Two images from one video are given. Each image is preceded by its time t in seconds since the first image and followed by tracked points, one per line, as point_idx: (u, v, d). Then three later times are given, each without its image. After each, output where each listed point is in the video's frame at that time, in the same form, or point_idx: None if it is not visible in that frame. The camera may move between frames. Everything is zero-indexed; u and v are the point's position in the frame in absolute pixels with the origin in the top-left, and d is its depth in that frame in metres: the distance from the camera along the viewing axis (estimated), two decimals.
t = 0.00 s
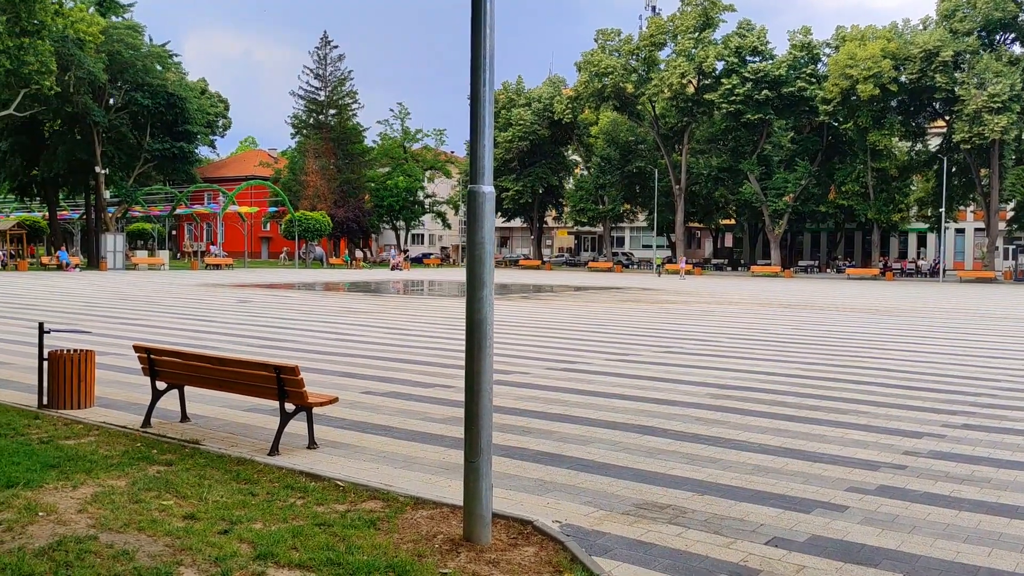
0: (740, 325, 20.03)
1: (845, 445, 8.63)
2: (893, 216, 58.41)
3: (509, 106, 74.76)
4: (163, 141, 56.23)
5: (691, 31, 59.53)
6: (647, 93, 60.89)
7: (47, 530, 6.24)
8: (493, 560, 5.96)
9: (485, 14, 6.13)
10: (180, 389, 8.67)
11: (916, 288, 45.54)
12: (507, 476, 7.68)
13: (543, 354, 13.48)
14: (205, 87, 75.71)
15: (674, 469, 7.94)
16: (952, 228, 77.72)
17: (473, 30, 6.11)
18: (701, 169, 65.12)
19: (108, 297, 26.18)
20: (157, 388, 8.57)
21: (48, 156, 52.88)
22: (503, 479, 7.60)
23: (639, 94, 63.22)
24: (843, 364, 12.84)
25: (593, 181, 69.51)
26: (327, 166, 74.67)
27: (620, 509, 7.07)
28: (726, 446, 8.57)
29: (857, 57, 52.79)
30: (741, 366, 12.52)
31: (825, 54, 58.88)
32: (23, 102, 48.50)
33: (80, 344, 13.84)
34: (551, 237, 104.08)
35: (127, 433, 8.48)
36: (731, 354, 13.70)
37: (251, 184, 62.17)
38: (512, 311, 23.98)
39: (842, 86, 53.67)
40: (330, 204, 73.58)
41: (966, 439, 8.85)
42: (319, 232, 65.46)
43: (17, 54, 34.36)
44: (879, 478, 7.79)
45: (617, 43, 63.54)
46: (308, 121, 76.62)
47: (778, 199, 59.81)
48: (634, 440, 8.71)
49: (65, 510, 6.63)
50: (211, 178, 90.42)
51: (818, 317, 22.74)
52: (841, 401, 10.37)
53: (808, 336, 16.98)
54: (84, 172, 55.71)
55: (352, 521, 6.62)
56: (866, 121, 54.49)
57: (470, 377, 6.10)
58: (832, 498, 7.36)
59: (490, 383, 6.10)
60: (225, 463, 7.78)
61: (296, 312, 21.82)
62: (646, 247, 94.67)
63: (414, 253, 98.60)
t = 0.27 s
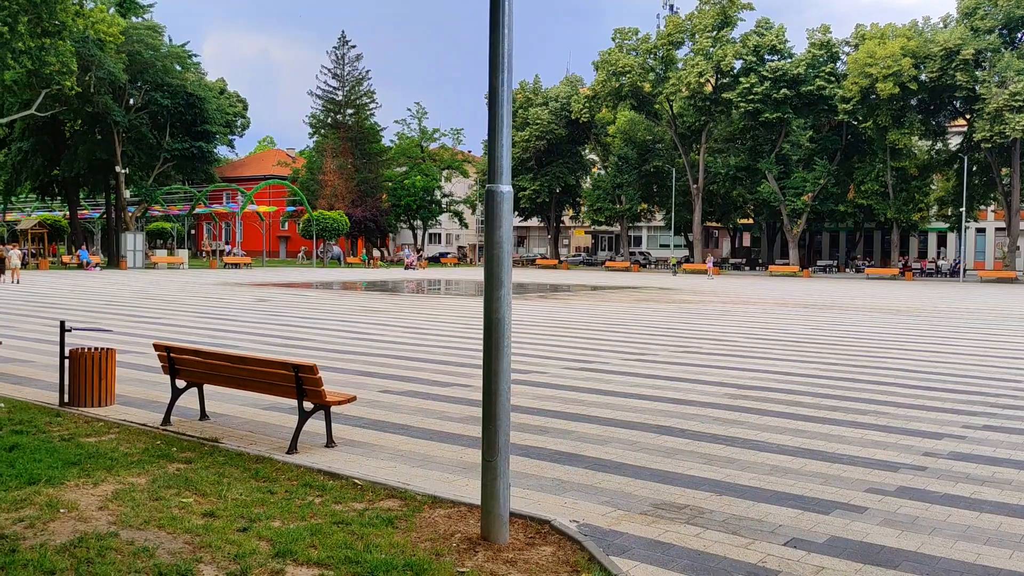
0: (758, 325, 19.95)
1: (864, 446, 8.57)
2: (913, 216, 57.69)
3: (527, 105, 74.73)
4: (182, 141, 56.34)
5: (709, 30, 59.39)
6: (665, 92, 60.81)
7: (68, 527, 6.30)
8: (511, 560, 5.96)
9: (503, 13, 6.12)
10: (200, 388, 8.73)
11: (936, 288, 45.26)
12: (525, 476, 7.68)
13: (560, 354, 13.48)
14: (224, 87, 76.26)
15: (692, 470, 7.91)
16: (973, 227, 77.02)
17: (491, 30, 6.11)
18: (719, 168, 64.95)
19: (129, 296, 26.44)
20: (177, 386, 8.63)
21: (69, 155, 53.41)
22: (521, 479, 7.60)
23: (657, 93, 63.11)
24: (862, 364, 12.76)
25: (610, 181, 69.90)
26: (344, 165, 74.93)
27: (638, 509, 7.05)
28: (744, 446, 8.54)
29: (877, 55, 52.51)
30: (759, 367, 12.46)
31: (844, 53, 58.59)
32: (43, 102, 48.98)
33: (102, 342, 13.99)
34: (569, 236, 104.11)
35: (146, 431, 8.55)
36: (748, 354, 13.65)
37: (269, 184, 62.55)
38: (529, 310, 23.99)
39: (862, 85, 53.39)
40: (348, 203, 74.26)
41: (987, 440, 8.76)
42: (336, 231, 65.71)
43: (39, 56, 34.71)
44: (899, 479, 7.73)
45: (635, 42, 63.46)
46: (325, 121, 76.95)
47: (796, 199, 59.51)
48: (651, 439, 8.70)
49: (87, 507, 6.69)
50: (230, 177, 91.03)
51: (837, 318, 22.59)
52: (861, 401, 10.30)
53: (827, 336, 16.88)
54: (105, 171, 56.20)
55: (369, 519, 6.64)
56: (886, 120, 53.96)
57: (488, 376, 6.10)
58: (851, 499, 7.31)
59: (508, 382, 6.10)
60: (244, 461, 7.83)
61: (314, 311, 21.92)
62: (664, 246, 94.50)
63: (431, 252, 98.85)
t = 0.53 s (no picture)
0: (775, 325, 19.86)
1: (882, 447, 8.52)
2: (931, 216, 57.13)
3: (543, 105, 74.70)
4: (200, 141, 56.66)
5: (725, 29, 59.18)
6: (681, 91, 60.65)
7: (87, 524, 6.35)
8: (527, 559, 5.96)
9: (519, 14, 6.10)
10: (217, 386, 8.77)
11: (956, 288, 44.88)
12: (542, 476, 7.68)
13: (575, 353, 13.47)
14: (241, 88, 76.70)
15: (709, 470, 7.89)
16: (993, 227, 76.30)
17: (507, 32, 6.11)
18: (735, 168, 64.72)
19: (148, 296, 26.60)
20: (195, 385, 8.68)
21: (88, 156, 53.85)
22: (537, 479, 7.60)
23: (673, 93, 62.94)
24: (880, 364, 12.68)
25: (626, 181, 69.74)
26: (361, 165, 75.13)
27: (656, 509, 7.04)
28: (762, 447, 8.50)
29: (895, 54, 52.15)
30: (775, 367, 12.41)
31: (862, 51, 58.28)
32: (63, 103, 49.37)
33: (120, 341, 14.09)
34: (585, 236, 104.05)
35: (165, 430, 8.61)
36: (764, 354, 13.61)
37: (285, 184, 62.82)
38: (544, 310, 23.99)
39: (880, 83, 53.06)
40: (364, 203, 74.53)
41: (1007, 442, 8.69)
42: (353, 231, 65.91)
43: (58, 57, 34.98)
44: (918, 481, 7.68)
45: (651, 41, 63.31)
46: (342, 121, 77.36)
47: (813, 198, 59.15)
48: (668, 440, 8.69)
49: (106, 505, 6.75)
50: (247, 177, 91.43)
51: (854, 317, 22.46)
52: (879, 402, 10.24)
53: (844, 336, 16.79)
54: (123, 171, 56.61)
55: (386, 518, 6.66)
56: (904, 119, 53.51)
57: (504, 377, 6.10)
58: (870, 500, 7.27)
59: (524, 383, 6.09)
60: (261, 460, 7.87)
61: (330, 310, 22.03)
62: (680, 246, 94.25)
63: (447, 252, 98.99)
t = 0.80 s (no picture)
0: (790, 325, 19.78)
1: (899, 448, 8.47)
2: (948, 215, 56.74)
3: (557, 105, 74.68)
4: (215, 141, 56.66)
5: (740, 28, 59.00)
6: (696, 91, 60.51)
7: (105, 523, 6.38)
8: (542, 559, 5.95)
9: (535, 13, 6.10)
10: (233, 386, 8.82)
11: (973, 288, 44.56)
12: (557, 476, 7.68)
13: (589, 353, 13.46)
14: (256, 89, 77.09)
15: (724, 470, 7.87)
16: (1011, 226, 75.71)
17: (523, 32, 6.11)
18: (750, 168, 64.53)
19: (164, 296, 26.77)
20: (211, 385, 8.72)
21: (105, 156, 54.15)
22: (553, 479, 7.60)
23: (688, 93, 62.79)
24: (896, 365, 12.60)
25: (640, 181, 69.60)
26: (375, 165, 75.30)
27: (671, 510, 7.02)
28: (778, 448, 8.47)
29: (911, 53, 51.79)
30: (790, 367, 12.36)
31: (878, 50, 57.97)
32: (80, 104, 49.72)
33: (137, 341, 14.18)
34: (599, 236, 103.99)
35: (181, 429, 8.66)
36: (778, 355, 13.56)
37: (300, 185, 63.11)
38: (558, 310, 23.99)
39: (896, 83, 52.72)
40: (379, 203, 74.71)
41: None
42: (367, 231, 66.09)
43: (75, 58, 35.17)
44: (935, 482, 7.63)
45: (665, 41, 63.18)
46: (356, 121, 77.57)
47: (829, 197, 58.91)
48: (683, 440, 8.67)
49: (123, 503, 6.79)
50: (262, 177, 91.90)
51: (870, 318, 22.33)
52: (896, 403, 10.18)
53: (859, 336, 16.70)
54: (140, 172, 56.91)
55: (401, 518, 6.66)
56: (920, 118, 53.07)
57: (520, 377, 6.11)
58: (887, 502, 7.22)
59: (539, 383, 6.10)
60: (277, 459, 7.90)
61: (345, 310, 22.11)
62: (695, 246, 94.07)
63: (460, 251, 99.15)
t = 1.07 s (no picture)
0: (802, 325, 19.71)
1: (913, 449, 8.43)
2: (963, 215, 56.39)
3: (569, 105, 74.66)
4: (228, 142, 56.92)
5: (753, 28, 58.87)
6: (708, 91, 60.41)
7: (120, 522, 6.42)
8: (555, 560, 5.95)
9: (547, 12, 6.09)
10: (247, 386, 8.84)
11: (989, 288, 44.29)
12: (570, 477, 7.68)
13: (601, 353, 13.45)
14: (269, 90, 77.22)
15: (737, 471, 7.84)
16: None
17: (535, 31, 6.09)
18: (763, 168, 64.36)
19: (177, 296, 26.91)
20: (225, 385, 8.75)
21: (119, 158, 54.40)
22: (565, 479, 7.59)
23: (700, 92, 62.69)
24: (908, 366, 12.53)
25: (653, 180, 69.51)
26: (388, 165, 75.40)
27: (684, 510, 6.99)
28: (791, 449, 8.44)
29: (925, 52, 51.49)
30: (802, 367, 12.32)
31: (892, 49, 57.72)
32: (94, 105, 49.99)
33: (150, 341, 14.26)
34: (610, 236, 103.93)
35: (194, 429, 8.69)
36: (791, 355, 13.51)
37: (312, 185, 63.40)
38: (569, 310, 23.98)
39: (909, 82, 52.41)
40: (390, 203, 74.93)
41: None
42: (379, 231, 66.16)
43: (90, 59, 35.39)
44: (950, 484, 7.58)
45: (677, 41, 63.08)
46: (369, 122, 77.13)
47: (842, 197, 58.69)
48: (696, 441, 8.65)
49: (137, 503, 6.82)
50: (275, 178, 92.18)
51: (884, 318, 22.23)
52: (911, 403, 10.14)
53: (873, 336, 16.64)
54: (154, 172, 57.18)
55: (414, 518, 6.67)
56: (935, 118, 52.70)
57: (532, 377, 6.10)
58: (902, 503, 7.18)
59: (552, 383, 6.10)
60: (290, 459, 7.92)
61: (357, 310, 22.15)
62: (708, 246, 93.89)
63: (472, 252, 99.21)
